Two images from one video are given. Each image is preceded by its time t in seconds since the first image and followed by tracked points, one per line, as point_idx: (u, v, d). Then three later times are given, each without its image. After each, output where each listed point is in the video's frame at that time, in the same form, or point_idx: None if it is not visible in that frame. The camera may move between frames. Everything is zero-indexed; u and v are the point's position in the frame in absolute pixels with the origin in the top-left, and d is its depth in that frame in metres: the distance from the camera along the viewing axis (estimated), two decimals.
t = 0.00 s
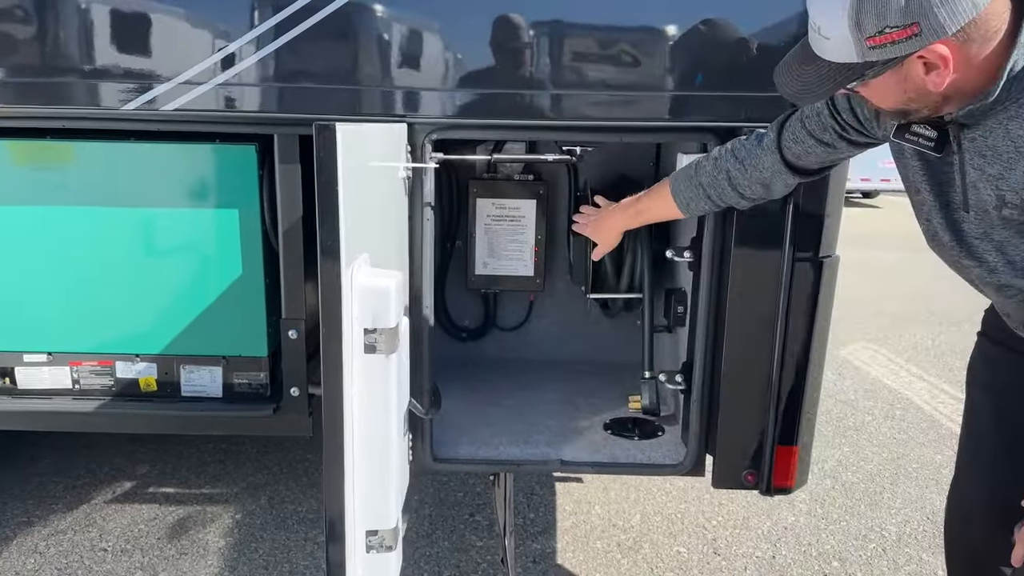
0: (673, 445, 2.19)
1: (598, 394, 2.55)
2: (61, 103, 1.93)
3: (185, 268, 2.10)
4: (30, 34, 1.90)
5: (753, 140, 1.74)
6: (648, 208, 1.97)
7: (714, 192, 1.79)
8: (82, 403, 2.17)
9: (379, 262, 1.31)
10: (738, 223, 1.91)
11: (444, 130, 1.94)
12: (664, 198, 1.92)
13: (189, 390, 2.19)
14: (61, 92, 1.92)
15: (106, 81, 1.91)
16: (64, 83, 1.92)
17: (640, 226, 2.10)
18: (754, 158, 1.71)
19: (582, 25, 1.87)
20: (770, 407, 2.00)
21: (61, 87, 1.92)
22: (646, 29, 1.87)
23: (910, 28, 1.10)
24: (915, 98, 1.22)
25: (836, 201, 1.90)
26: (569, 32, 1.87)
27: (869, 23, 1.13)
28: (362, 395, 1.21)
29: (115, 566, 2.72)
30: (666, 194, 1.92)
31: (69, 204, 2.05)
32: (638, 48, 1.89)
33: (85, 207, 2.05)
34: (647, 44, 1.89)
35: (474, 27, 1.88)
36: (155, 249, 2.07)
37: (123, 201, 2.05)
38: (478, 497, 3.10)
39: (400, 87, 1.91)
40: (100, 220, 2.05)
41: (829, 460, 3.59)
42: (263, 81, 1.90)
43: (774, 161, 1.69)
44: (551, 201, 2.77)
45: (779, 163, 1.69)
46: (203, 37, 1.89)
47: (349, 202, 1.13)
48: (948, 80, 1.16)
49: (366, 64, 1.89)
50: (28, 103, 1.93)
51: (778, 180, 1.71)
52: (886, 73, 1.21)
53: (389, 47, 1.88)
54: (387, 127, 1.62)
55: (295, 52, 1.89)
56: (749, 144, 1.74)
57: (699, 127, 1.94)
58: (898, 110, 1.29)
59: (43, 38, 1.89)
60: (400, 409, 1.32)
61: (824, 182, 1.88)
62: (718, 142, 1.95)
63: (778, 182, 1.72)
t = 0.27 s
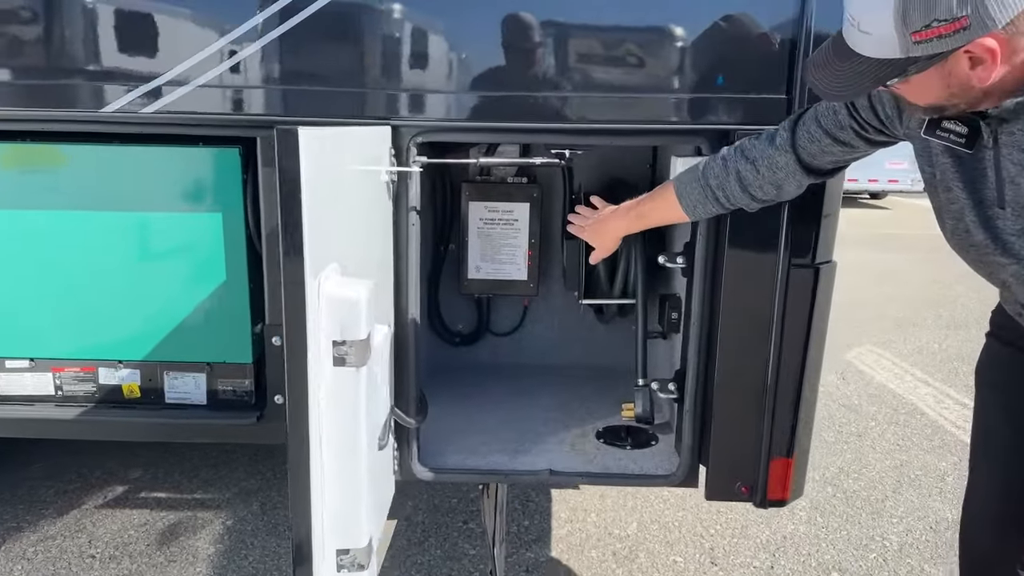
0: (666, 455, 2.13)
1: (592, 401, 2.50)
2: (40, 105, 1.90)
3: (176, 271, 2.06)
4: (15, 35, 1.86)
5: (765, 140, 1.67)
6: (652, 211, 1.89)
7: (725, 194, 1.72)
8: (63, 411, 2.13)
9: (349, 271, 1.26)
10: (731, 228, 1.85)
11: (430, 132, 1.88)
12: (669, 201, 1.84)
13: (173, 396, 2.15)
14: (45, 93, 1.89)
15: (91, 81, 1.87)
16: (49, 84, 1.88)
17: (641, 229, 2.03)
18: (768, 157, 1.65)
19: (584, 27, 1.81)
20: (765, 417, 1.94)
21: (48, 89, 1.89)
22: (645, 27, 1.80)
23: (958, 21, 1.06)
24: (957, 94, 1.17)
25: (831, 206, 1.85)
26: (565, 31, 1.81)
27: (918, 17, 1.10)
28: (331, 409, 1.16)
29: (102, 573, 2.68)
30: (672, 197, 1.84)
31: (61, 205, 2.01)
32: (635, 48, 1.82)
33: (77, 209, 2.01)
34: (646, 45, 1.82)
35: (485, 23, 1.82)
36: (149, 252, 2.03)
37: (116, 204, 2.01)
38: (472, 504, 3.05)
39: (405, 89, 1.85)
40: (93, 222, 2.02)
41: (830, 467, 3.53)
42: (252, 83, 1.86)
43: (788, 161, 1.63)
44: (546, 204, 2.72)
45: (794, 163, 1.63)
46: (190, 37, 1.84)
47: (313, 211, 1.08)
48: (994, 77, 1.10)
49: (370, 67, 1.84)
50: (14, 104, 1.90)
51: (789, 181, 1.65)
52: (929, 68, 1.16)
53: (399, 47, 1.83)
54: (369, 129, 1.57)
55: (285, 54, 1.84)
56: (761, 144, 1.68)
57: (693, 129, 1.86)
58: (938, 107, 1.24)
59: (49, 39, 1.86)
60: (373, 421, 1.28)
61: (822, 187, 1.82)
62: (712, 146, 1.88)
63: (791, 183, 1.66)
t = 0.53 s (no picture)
0: (668, 467, 2.06)
1: (594, 409, 2.43)
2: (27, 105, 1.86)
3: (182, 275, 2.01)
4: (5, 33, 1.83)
5: (783, 143, 1.59)
6: (663, 213, 1.79)
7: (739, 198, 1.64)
8: (56, 414, 2.11)
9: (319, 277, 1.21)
10: (734, 232, 1.78)
11: (423, 133, 1.83)
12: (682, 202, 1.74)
13: (166, 401, 2.12)
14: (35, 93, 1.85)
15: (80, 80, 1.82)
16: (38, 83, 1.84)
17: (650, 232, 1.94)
18: (786, 162, 1.56)
19: (591, 22, 1.73)
20: (771, 429, 1.86)
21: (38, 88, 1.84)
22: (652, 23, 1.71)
23: (999, 21, 0.98)
24: (990, 101, 1.09)
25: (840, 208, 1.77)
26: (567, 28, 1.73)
27: (954, 15, 1.01)
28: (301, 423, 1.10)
29: None
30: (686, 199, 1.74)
31: (65, 206, 1.97)
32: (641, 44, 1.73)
33: (80, 209, 1.98)
34: (653, 41, 1.73)
35: (509, 21, 1.75)
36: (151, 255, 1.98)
37: (118, 205, 1.97)
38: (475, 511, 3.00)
39: (426, 86, 1.79)
40: (96, 223, 1.97)
41: (846, 477, 3.43)
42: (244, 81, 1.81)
43: (807, 166, 1.55)
44: (550, 207, 2.65)
45: (813, 168, 1.54)
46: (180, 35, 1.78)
47: (276, 214, 1.03)
48: None
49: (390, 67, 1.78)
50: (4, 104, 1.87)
51: (809, 186, 1.56)
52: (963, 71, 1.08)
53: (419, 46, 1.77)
54: (355, 130, 1.52)
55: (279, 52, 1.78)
56: (779, 147, 1.60)
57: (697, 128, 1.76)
58: (971, 113, 1.16)
59: (51, 38, 1.82)
60: (348, 430, 1.23)
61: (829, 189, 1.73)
62: (715, 147, 1.78)
63: (810, 189, 1.57)
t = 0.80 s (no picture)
0: (678, 478, 1.97)
1: (606, 415, 2.35)
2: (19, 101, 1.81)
3: (198, 274, 2.00)
4: None
5: (819, 134, 1.44)
6: (686, 205, 1.65)
7: (769, 192, 1.49)
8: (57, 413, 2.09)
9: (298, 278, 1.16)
10: (747, 232, 1.69)
11: (423, 129, 1.71)
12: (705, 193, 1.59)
13: (166, 401, 2.08)
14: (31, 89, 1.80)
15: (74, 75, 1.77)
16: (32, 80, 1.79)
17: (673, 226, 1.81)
18: (824, 155, 1.41)
19: (607, 13, 1.61)
20: (785, 440, 1.77)
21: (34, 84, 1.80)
22: (667, 11, 1.59)
23: None
24: None
25: (857, 207, 1.68)
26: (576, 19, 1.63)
27: None
28: (273, 431, 1.05)
29: None
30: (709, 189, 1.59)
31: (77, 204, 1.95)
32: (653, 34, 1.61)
33: (93, 208, 1.95)
34: (669, 29, 1.60)
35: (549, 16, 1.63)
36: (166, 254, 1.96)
37: (131, 203, 1.94)
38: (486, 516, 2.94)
39: (454, 84, 1.68)
40: (108, 222, 1.95)
41: (873, 488, 3.30)
42: (237, 77, 1.72)
43: (844, 159, 1.40)
44: (564, 207, 2.58)
45: (850, 162, 1.39)
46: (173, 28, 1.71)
47: (243, 211, 0.98)
48: None
49: (420, 66, 1.68)
50: None
51: (849, 182, 1.41)
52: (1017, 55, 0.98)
53: (450, 49, 1.66)
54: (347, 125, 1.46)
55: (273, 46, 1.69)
56: (815, 137, 1.44)
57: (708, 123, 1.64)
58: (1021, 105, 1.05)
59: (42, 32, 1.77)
60: (326, 437, 1.18)
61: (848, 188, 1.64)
62: (728, 143, 1.66)
63: (849, 185, 1.42)
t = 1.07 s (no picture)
0: (691, 489, 1.90)
1: (620, 422, 2.29)
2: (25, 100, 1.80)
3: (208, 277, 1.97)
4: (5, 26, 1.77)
5: (854, 119, 1.14)
6: (706, 199, 1.47)
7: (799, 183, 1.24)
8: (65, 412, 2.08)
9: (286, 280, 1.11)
10: (762, 235, 1.62)
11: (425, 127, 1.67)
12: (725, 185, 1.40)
13: (172, 402, 2.06)
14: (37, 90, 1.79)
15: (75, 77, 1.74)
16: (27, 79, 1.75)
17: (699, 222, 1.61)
18: (855, 145, 1.13)
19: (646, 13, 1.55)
20: (801, 453, 1.69)
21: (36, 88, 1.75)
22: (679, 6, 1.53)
23: None
24: None
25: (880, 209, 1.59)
26: (588, 13, 1.57)
27: None
28: (248, 438, 1.01)
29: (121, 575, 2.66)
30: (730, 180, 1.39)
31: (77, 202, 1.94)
32: (668, 30, 1.54)
33: (97, 206, 1.94)
34: (683, 25, 1.54)
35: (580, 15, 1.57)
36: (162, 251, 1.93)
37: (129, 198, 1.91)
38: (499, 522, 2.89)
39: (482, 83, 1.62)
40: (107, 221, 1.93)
41: (903, 501, 3.18)
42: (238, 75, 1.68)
43: (881, 150, 1.11)
44: (580, 208, 2.52)
45: (888, 153, 1.10)
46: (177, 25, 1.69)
47: (213, 208, 0.94)
48: None
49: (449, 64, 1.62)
50: None
51: (880, 178, 1.12)
52: None
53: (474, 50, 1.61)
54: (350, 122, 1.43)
55: (277, 45, 1.66)
56: (850, 123, 1.15)
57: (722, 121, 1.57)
58: None
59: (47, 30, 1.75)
60: (309, 445, 1.14)
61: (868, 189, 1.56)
62: (743, 143, 1.58)
63: (884, 180, 1.13)
